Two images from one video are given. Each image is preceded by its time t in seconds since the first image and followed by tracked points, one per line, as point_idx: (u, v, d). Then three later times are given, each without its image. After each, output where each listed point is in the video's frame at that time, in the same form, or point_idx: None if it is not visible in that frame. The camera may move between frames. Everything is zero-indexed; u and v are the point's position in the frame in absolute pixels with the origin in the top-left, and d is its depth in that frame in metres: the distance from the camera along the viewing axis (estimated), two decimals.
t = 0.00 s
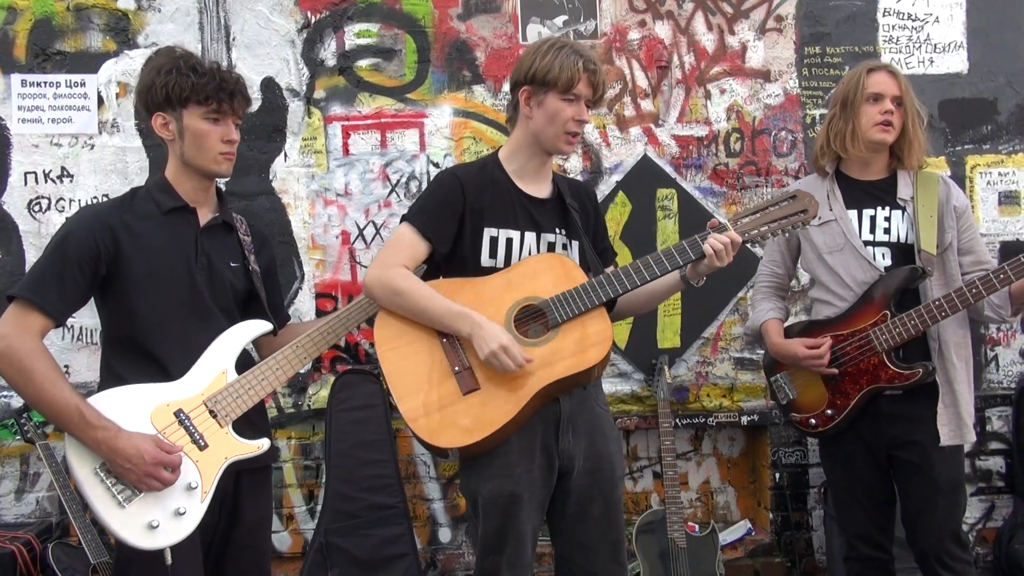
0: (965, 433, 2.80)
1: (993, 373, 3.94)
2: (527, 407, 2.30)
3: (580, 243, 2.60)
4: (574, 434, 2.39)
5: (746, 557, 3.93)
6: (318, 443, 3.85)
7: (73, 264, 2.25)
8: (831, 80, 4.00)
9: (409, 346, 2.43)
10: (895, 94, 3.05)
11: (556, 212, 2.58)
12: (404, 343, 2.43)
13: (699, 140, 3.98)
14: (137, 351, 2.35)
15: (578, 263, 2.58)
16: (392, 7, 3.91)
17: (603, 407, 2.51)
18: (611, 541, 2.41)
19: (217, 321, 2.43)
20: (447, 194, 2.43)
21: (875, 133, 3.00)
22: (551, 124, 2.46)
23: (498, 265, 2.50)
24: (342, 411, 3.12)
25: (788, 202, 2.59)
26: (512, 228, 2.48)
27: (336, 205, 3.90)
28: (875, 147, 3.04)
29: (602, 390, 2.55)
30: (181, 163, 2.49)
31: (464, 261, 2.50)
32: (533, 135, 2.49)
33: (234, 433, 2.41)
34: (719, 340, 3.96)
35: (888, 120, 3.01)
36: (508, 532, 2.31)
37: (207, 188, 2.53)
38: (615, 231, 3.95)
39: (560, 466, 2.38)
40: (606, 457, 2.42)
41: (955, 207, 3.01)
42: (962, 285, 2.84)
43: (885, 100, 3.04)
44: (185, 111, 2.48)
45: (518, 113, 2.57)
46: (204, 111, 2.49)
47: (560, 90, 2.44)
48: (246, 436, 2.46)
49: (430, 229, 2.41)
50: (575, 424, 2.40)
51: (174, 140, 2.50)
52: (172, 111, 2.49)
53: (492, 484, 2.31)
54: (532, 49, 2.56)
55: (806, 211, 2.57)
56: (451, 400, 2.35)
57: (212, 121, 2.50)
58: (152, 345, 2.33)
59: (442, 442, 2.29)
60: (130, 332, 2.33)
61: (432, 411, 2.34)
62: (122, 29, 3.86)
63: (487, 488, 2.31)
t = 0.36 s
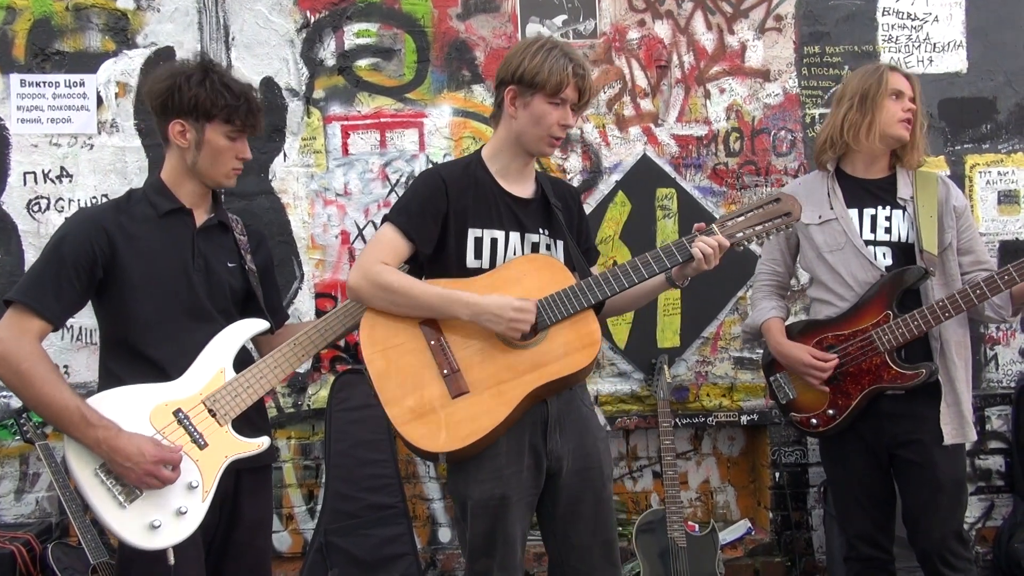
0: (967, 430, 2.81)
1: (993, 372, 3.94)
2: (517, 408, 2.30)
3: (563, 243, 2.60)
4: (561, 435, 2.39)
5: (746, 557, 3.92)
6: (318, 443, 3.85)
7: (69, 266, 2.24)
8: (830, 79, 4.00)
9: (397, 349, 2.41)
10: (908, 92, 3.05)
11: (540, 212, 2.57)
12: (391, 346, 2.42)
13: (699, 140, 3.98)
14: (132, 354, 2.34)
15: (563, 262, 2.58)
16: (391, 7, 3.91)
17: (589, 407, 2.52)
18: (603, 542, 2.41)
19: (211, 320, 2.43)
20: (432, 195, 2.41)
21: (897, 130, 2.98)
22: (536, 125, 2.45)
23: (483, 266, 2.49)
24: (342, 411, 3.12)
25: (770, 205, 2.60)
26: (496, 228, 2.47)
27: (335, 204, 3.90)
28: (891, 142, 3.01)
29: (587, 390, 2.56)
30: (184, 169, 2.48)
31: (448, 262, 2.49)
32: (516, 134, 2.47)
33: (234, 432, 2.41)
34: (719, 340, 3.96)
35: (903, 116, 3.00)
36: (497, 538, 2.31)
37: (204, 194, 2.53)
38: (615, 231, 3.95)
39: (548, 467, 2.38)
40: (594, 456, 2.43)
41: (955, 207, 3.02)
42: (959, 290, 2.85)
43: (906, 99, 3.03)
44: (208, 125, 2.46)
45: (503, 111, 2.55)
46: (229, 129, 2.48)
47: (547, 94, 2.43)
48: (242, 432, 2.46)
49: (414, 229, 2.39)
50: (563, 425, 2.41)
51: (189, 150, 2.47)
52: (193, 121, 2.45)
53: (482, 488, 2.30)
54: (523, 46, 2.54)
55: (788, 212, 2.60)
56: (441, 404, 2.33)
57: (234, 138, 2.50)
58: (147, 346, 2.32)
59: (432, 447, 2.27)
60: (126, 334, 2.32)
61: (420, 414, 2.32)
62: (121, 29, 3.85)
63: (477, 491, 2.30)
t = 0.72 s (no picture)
0: (971, 427, 2.86)
1: (992, 371, 3.95)
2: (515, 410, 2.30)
3: (552, 243, 2.61)
4: (555, 434, 2.39)
5: (746, 556, 3.92)
6: (317, 443, 3.85)
7: (72, 267, 2.24)
8: (829, 78, 4.00)
9: (391, 352, 2.39)
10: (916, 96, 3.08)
11: (531, 212, 2.57)
12: (386, 351, 2.39)
13: (698, 139, 3.98)
14: (132, 356, 2.34)
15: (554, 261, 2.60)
16: (390, 7, 3.91)
17: (581, 406, 2.52)
18: (600, 540, 2.42)
19: (210, 322, 2.44)
20: (424, 195, 2.39)
21: (909, 131, 3.01)
22: (530, 123, 2.45)
23: (475, 268, 2.46)
24: (341, 411, 3.11)
25: (757, 204, 2.61)
26: (487, 229, 2.46)
27: (335, 205, 3.90)
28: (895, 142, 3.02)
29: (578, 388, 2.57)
30: (188, 170, 2.48)
31: (439, 263, 2.46)
32: (510, 132, 2.47)
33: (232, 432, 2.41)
34: (718, 339, 3.96)
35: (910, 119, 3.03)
36: (494, 539, 2.31)
37: (206, 194, 2.53)
38: (614, 230, 3.95)
39: (543, 467, 2.37)
40: (588, 454, 2.43)
41: (953, 207, 3.09)
42: (960, 296, 2.88)
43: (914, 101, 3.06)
44: (210, 126, 2.45)
45: (493, 109, 2.53)
46: (230, 129, 2.48)
47: (542, 90, 2.43)
48: (241, 433, 2.46)
49: (407, 230, 2.36)
50: (556, 425, 2.40)
51: (190, 150, 2.47)
52: (195, 121, 2.45)
53: (478, 489, 2.29)
54: (508, 44, 2.52)
55: (778, 211, 2.61)
56: (435, 409, 2.32)
57: (236, 138, 2.49)
58: (148, 348, 2.32)
59: (428, 452, 2.26)
60: (127, 335, 2.32)
61: (418, 420, 2.31)
62: (120, 29, 3.85)
63: (474, 493, 2.29)
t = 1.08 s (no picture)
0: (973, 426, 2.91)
1: (990, 371, 3.95)
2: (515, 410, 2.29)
3: (548, 244, 2.60)
4: (554, 434, 2.40)
5: (745, 556, 3.92)
6: (316, 445, 3.85)
7: (69, 270, 2.25)
8: (826, 79, 4.01)
9: (390, 354, 2.38)
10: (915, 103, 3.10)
11: (526, 214, 2.56)
12: (384, 352, 2.38)
13: (696, 140, 3.98)
14: (131, 359, 2.34)
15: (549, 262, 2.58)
16: (388, 8, 3.91)
17: (580, 409, 2.52)
18: (601, 540, 2.42)
19: (209, 324, 2.44)
20: (421, 197, 2.38)
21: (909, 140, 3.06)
22: (527, 125, 2.44)
23: (472, 268, 2.46)
24: (340, 412, 3.11)
25: (751, 203, 2.64)
26: (484, 230, 2.46)
27: (333, 206, 3.90)
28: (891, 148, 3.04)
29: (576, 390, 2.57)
30: (181, 171, 2.48)
31: (437, 263, 2.45)
32: (506, 135, 2.46)
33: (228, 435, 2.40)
34: (716, 340, 3.96)
35: (908, 127, 3.06)
36: (495, 541, 2.31)
37: (204, 196, 2.52)
38: (612, 231, 3.95)
39: (541, 468, 2.38)
40: (588, 454, 2.44)
41: (946, 209, 3.13)
42: (963, 296, 2.90)
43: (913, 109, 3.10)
44: (193, 125, 2.46)
45: (490, 110, 2.53)
46: (212, 128, 2.46)
47: (539, 94, 2.43)
48: (236, 435, 2.45)
49: (404, 230, 2.35)
50: (555, 426, 2.41)
51: (178, 149, 2.49)
52: (179, 121, 2.47)
53: (478, 491, 2.28)
54: (507, 45, 2.52)
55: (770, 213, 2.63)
56: (435, 411, 2.30)
57: (219, 137, 2.47)
58: (148, 351, 2.32)
59: (429, 454, 2.24)
60: (125, 337, 2.32)
61: (416, 421, 2.29)
62: (118, 31, 3.85)
63: (473, 496, 2.28)
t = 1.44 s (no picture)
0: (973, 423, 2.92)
1: (989, 367, 3.96)
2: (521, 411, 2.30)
3: (558, 246, 2.60)
4: (559, 433, 2.40)
5: (745, 555, 3.92)
6: (316, 446, 3.85)
7: (65, 271, 2.25)
8: (823, 77, 4.01)
9: (396, 353, 2.37)
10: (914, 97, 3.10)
11: (535, 215, 2.57)
12: (390, 351, 2.37)
13: (693, 139, 3.99)
14: (130, 359, 2.34)
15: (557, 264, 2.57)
16: (384, 8, 3.91)
17: (585, 409, 2.52)
18: (604, 541, 2.41)
19: (209, 325, 2.43)
20: (431, 197, 2.38)
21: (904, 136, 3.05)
22: (541, 129, 2.46)
23: (480, 268, 2.47)
24: (340, 413, 3.10)
25: (755, 211, 2.62)
26: (493, 231, 2.46)
27: (331, 207, 3.90)
28: (893, 144, 3.04)
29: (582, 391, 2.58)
30: (175, 172, 2.48)
31: (445, 264, 2.45)
32: (518, 137, 2.47)
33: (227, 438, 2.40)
34: (715, 339, 3.97)
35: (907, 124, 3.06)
36: (499, 540, 2.31)
37: (202, 197, 2.52)
38: (610, 230, 3.95)
39: (546, 467, 2.38)
40: (593, 454, 2.44)
41: (943, 208, 3.14)
42: (963, 293, 2.90)
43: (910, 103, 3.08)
44: (177, 119, 2.47)
45: (501, 113, 2.53)
46: (195, 120, 2.46)
47: (553, 97, 2.43)
48: (236, 437, 2.45)
49: (415, 232, 2.34)
50: (560, 425, 2.41)
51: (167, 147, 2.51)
52: (164, 118, 2.49)
53: (482, 491, 2.28)
54: (522, 50, 2.53)
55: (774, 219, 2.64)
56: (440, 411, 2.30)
57: (204, 128, 2.47)
58: (146, 352, 2.32)
59: (433, 453, 2.24)
60: (124, 338, 2.32)
61: (422, 420, 2.29)
62: (115, 33, 3.85)
63: (478, 495, 2.28)
